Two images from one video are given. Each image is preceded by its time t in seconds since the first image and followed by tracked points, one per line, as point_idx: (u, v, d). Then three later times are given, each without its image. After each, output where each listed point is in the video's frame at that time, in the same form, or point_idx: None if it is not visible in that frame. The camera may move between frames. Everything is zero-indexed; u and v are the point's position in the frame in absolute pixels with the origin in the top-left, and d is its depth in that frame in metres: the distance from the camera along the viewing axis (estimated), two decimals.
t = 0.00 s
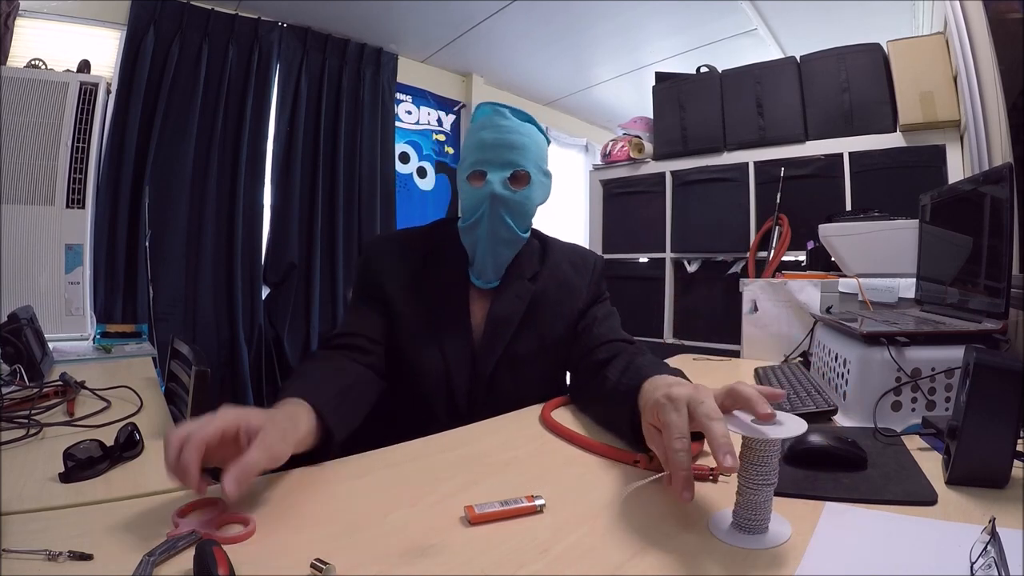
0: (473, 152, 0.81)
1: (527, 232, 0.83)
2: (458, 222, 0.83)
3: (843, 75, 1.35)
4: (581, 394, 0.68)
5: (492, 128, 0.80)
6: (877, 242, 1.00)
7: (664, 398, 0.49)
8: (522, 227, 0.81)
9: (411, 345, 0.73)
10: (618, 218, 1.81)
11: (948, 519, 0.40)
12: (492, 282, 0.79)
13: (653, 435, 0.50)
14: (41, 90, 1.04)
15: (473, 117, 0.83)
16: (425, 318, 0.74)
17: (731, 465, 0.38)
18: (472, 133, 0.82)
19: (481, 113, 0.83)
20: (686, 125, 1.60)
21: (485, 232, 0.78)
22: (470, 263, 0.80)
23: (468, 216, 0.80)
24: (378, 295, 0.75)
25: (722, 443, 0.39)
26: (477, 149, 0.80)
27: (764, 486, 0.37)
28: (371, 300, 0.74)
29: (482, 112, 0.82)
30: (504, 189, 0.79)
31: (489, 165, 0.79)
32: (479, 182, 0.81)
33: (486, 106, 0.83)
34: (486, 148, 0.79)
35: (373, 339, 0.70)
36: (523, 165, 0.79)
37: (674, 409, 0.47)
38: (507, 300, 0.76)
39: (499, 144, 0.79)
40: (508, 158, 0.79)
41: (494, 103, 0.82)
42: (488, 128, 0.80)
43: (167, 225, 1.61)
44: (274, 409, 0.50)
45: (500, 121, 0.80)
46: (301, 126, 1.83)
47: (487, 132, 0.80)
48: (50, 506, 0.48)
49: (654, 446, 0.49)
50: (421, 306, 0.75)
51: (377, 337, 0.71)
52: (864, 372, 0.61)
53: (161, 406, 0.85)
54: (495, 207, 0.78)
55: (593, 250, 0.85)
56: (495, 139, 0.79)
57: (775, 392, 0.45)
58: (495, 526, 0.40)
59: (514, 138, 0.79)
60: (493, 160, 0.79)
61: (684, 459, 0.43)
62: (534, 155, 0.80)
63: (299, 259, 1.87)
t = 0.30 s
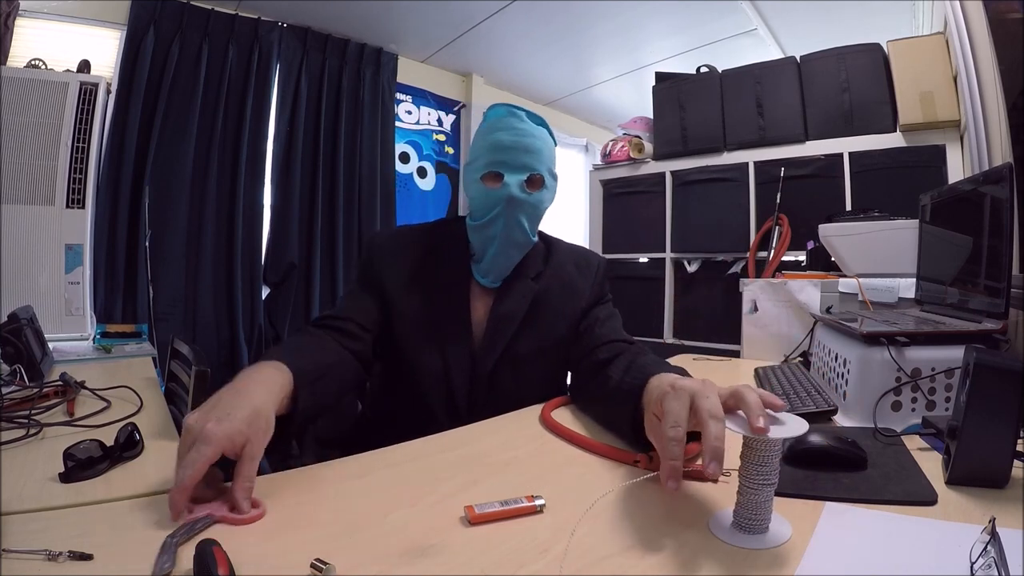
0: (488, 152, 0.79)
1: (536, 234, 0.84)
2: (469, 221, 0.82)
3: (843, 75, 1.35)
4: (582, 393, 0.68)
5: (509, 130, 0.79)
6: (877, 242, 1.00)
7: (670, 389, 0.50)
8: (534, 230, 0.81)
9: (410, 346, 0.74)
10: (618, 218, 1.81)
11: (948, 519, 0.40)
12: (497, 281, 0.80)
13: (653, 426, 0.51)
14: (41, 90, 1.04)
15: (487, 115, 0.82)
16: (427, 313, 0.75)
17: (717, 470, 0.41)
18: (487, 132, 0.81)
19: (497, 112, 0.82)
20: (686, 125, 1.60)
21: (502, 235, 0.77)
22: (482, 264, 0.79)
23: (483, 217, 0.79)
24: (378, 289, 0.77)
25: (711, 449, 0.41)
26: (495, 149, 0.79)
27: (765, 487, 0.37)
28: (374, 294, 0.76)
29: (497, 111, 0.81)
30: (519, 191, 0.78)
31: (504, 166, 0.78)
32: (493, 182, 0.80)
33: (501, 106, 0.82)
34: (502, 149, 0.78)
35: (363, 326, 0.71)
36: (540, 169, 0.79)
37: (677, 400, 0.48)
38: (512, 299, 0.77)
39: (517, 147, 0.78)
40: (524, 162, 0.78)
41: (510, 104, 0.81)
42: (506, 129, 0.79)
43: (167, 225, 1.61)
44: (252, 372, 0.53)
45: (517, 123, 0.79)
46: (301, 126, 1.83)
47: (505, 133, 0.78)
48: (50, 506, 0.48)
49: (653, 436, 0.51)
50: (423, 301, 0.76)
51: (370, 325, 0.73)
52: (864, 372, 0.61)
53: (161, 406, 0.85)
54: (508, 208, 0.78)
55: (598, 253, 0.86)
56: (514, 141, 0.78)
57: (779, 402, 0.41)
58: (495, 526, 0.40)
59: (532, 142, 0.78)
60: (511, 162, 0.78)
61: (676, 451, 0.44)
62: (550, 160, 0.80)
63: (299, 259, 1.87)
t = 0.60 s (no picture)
0: (507, 151, 0.79)
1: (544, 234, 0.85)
2: (481, 218, 0.82)
3: (843, 75, 1.35)
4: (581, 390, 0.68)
5: (531, 132, 0.79)
6: (877, 242, 1.00)
7: (687, 376, 0.50)
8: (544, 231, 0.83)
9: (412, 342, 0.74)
10: (618, 218, 1.81)
11: (948, 519, 0.40)
12: (504, 280, 0.81)
13: (659, 412, 0.51)
14: (41, 90, 1.04)
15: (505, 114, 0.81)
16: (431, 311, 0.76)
17: (715, 459, 0.41)
18: (506, 129, 0.80)
19: (514, 112, 0.81)
20: (686, 125, 1.60)
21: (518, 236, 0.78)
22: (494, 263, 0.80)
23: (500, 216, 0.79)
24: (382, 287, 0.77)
25: (713, 439, 0.41)
26: (514, 149, 0.79)
27: (766, 485, 0.37)
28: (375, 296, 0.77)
29: (517, 111, 0.81)
30: (537, 194, 0.79)
31: (524, 167, 0.78)
32: (509, 181, 0.80)
33: (520, 106, 0.81)
34: (521, 150, 0.78)
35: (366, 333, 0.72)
36: (556, 173, 0.80)
37: (689, 387, 0.47)
38: (517, 299, 0.78)
39: (536, 149, 0.78)
40: (544, 165, 0.79)
41: (529, 105, 0.81)
42: (525, 130, 0.79)
43: (167, 225, 1.61)
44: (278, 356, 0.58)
45: (537, 124, 0.79)
46: (301, 126, 1.83)
47: (524, 135, 0.78)
48: (50, 506, 0.48)
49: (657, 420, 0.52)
50: (427, 299, 0.77)
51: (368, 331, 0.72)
52: (864, 372, 0.61)
53: (161, 406, 0.85)
54: (525, 210, 0.78)
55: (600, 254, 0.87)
56: (533, 143, 0.78)
57: (782, 404, 0.40)
58: (495, 526, 0.40)
59: (550, 145, 0.79)
60: (529, 164, 0.78)
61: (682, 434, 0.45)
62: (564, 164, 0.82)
63: (299, 259, 1.86)
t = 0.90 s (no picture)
0: (507, 149, 0.74)
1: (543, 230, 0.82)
2: (478, 215, 0.80)
3: (843, 75, 1.33)
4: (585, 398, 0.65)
5: (533, 130, 0.73)
6: (877, 242, 0.99)
7: (690, 369, 0.50)
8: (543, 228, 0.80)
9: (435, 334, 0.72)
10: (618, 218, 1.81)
11: (948, 518, 0.40)
12: (506, 279, 0.81)
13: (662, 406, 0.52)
14: (41, 90, 1.04)
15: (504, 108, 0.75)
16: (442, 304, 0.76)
17: (714, 456, 0.41)
18: (505, 124, 0.74)
19: (515, 108, 0.75)
20: (686, 125, 1.61)
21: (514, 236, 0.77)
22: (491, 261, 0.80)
23: (496, 215, 0.77)
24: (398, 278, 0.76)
25: (713, 436, 0.41)
26: (512, 149, 0.74)
27: (766, 486, 0.37)
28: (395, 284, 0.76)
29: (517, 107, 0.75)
30: (538, 195, 0.75)
31: (524, 167, 0.74)
32: (509, 181, 0.76)
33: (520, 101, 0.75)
34: (520, 151, 0.73)
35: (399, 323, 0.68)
36: (557, 172, 0.75)
37: (692, 383, 0.47)
38: (518, 297, 0.80)
39: (535, 150, 0.73)
40: (545, 164, 0.74)
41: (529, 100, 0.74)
42: (524, 130, 0.73)
43: (167, 225, 1.61)
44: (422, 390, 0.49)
45: (537, 123, 0.74)
46: (301, 126, 1.84)
47: (523, 135, 0.73)
48: (50, 506, 0.48)
49: (661, 413, 0.52)
50: (438, 293, 0.77)
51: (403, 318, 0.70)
52: (864, 372, 0.61)
53: (161, 406, 0.85)
54: (526, 212, 0.76)
55: (600, 256, 0.89)
56: (533, 143, 0.73)
57: (782, 407, 0.40)
58: (495, 525, 0.40)
59: (550, 145, 0.74)
60: (528, 164, 0.73)
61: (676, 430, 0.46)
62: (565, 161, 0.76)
63: (299, 259, 1.87)
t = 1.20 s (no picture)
0: (522, 150, 0.78)
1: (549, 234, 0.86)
2: (490, 215, 0.82)
3: (843, 75, 1.33)
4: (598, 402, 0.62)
5: (548, 132, 0.78)
6: (877, 242, 1.00)
7: (693, 364, 0.51)
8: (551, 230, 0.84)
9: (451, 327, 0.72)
10: (618, 217, 1.81)
11: (948, 519, 0.40)
12: (514, 279, 0.82)
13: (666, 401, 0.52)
14: (41, 90, 1.05)
15: (521, 114, 0.81)
16: (458, 298, 0.75)
17: (714, 452, 0.40)
18: (521, 126, 0.79)
19: (531, 113, 0.81)
20: (686, 125, 1.61)
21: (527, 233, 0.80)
22: (502, 258, 0.81)
23: (510, 213, 0.80)
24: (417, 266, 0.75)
25: (713, 431, 0.40)
26: (529, 149, 0.78)
27: (765, 486, 0.37)
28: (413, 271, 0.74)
29: (534, 112, 0.80)
30: (550, 196, 0.79)
31: (539, 169, 0.78)
32: (523, 181, 0.80)
33: (536, 108, 0.80)
34: (538, 151, 0.77)
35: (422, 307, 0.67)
36: (568, 176, 0.80)
37: (694, 380, 0.48)
38: (527, 296, 0.78)
39: (551, 152, 0.78)
40: (558, 166, 0.79)
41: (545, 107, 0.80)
42: (541, 133, 0.78)
43: (167, 225, 1.61)
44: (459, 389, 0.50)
45: (554, 127, 0.79)
46: (301, 126, 1.84)
47: (541, 137, 0.78)
48: (50, 506, 0.48)
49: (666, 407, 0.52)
50: (453, 286, 0.76)
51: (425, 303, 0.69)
52: (864, 372, 0.61)
53: (161, 406, 0.85)
54: (539, 212, 0.79)
55: (604, 258, 0.89)
56: (549, 144, 0.77)
57: (782, 407, 0.40)
58: (495, 525, 0.40)
59: (564, 148, 0.79)
60: (544, 164, 0.78)
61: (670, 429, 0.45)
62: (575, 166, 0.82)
63: (299, 259, 1.87)
